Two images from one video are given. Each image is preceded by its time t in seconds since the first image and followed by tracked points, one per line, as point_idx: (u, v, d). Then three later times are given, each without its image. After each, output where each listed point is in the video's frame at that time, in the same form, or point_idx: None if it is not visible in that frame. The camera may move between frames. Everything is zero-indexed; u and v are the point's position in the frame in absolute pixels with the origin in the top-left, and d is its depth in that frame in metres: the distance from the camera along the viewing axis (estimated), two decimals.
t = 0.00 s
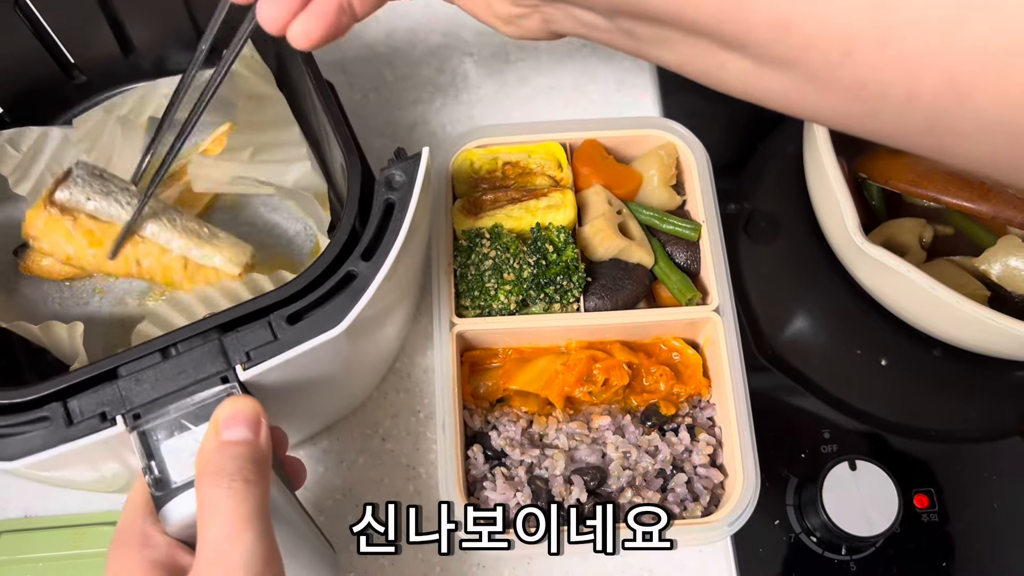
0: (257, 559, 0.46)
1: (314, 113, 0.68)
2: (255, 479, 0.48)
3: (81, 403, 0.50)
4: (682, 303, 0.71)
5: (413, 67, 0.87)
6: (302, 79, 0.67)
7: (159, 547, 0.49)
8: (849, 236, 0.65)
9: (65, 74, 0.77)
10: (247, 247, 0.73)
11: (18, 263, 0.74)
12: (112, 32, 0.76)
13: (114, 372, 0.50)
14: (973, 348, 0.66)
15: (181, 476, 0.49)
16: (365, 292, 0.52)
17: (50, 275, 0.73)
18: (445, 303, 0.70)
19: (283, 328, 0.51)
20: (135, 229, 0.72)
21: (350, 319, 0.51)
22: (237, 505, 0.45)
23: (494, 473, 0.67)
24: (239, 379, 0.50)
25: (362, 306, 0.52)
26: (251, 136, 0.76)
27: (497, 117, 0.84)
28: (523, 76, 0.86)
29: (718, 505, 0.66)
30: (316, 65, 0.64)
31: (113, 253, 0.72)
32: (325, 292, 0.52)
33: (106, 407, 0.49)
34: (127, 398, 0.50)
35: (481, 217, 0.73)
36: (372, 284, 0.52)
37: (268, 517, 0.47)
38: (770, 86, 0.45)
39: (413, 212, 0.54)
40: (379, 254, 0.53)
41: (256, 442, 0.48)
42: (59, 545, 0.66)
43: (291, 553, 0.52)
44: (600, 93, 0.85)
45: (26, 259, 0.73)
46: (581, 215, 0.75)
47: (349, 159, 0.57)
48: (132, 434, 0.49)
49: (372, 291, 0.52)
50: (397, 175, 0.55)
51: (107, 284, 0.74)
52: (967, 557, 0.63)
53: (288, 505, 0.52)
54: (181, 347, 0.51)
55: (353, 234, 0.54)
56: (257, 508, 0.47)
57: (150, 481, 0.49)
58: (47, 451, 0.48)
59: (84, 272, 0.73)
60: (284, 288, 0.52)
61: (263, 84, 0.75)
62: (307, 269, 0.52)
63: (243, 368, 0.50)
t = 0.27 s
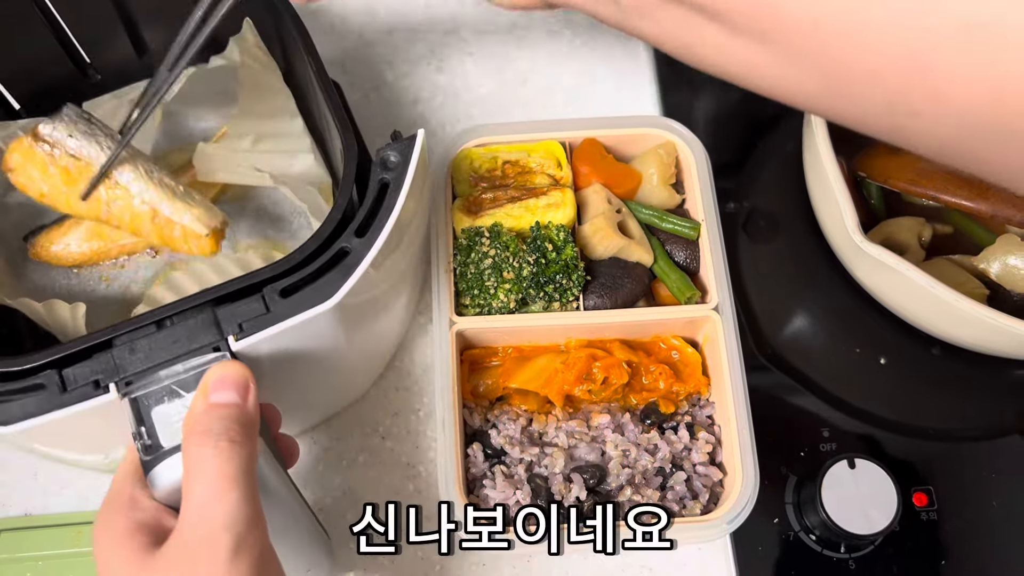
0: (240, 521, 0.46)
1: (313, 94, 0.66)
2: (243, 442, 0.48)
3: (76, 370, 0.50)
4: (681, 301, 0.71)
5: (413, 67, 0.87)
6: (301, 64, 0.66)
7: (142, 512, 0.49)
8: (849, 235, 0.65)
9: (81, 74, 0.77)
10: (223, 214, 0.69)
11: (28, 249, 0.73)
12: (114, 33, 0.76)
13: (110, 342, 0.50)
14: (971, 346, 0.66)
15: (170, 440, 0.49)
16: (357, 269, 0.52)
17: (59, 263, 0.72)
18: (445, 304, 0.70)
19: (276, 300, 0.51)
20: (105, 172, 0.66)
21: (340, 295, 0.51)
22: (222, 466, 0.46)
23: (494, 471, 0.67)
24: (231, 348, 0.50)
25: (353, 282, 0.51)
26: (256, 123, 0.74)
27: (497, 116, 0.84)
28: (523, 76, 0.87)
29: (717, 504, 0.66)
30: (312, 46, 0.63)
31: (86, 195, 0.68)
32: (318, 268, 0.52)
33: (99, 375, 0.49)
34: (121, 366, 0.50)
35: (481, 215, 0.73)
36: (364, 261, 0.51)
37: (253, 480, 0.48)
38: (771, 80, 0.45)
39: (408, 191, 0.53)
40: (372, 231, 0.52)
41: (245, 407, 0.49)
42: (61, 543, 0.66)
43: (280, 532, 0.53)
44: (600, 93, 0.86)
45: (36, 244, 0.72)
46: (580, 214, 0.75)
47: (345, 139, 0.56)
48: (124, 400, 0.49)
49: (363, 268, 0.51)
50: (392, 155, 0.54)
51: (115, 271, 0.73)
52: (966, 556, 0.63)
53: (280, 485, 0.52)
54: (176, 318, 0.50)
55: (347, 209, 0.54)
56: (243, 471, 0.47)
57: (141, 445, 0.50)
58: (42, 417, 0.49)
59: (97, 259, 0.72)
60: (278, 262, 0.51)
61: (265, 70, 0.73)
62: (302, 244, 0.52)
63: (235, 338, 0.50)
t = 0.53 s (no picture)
0: (236, 510, 0.45)
1: (314, 91, 0.66)
2: (241, 433, 0.48)
3: (77, 367, 0.50)
4: (682, 303, 0.71)
5: (414, 68, 0.87)
6: (303, 64, 0.66)
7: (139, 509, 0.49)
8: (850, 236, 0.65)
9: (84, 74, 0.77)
10: (196, 178, 0.72)
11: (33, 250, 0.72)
12: (115, 35, 0.76)
13: (110, 339, 0.50)
14: (973, 348, 0.66)
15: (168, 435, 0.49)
16: (358, 265, 0.51)
17: (63, 263, 0.72)
18: (445, 305, 0.70)
19: (276, 297, 0.51)
20: (74, 133, 0.66)
21: (344, 291, 0.50)
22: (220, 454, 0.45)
23: (495, 474, 0.67)
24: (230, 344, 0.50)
25: (354, 279, 0.51)
26: (257, 124, 0.74)
27: (497, 117, 0.84)
28: (524, 77, 0.86)
29: (718, 506, 0.66)
30: (313, 47, 0.63)
31: (52, 155, 0.67)
32: (317, 266, 0.51)
33: (99, 371, 0.50)
34: (120, 362, 0.50)
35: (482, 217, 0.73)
36: (365, 258, 0.51)
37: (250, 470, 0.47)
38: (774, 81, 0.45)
39: (409, 188, 0.53)
40: (372, 228, 0.52)
41: (244, 398, 0.48)
42: (61, 546, 0.66)
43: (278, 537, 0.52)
44: (601, 94, 0.85)
45: (42, 246, 0.72)
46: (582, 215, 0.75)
47: (346, 138, 0.56)
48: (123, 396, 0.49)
49: (365, 263, 0.51)
50: (392, 152, 0.55)
51: (122, 273, 0.73)
52: (968, 558, 0.63)
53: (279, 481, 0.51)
54: (176, 314, 0.51)
55: (347, 208, 0.53)
56: (241, 460, 0.46)
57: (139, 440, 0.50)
58: (41, 413, 0.48)
59: (104, 261, 0.72)
60: (279, 260, 0.51)
61: (266, 69, 0.72)
62: (302, 241, 0.52)
63: (235, 334, 0.50)
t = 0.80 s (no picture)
0: (226, 501, 0.44)
1: (314, 87, 0.66)
2: (238, 422, 0.46)
3: (77, 361, 0.50)
4: (684, 302, 0.71)
5: (414, 67, 0.87)
6: (304, 62, 0.66)
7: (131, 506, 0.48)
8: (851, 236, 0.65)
9: (88, 75, 0.77)
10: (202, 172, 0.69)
11: (37, 251, 0.73)
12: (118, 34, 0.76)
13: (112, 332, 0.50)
14: (973, 347, 0.66)
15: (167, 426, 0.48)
16: (357, 262, 0.51)
17: (66, 265, 0.71)
18: (447, 304, 0.71)
19: (276, 292, 0.51)
20: (80, 126, 0.65)
21: (344, 285, 0.50)
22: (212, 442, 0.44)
23: (495, 472, 0.67)
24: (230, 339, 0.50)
25: (353, 275, 0.51)
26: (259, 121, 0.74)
27: (497, 116, 0.84)
28: (524, 76, 0.86)
29: (719, 504, 0.66)
30: (314, 43, 0.63)
31: (60, 148, 0.66)
32: (317, 262, 0.51)
33: (99, 365, 0.50)
34: (120, 356, 0.50)
35: (483, 216, 0.73)
36: (365, 254, 0.51)
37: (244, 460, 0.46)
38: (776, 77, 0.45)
39: (409, 184, 0.54)
40: (373, 223, 0.52)
41: (243, 386, 0.47)
42: (62, 544, 0.66)
43: (273, 533, 0.52)
44: (602, 93, 0.85)
45: (46, 249, 0.72)
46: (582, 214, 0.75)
47: (346, 135, 0.56)
48: (123, 389, 0.49)
49: (365, 257, 0.51)
50: (392, 148, 0.55)
51: (124, 275, 0.72)
52: (968, 557, 0.63)
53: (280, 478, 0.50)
54: (177, 309, 0.51)
55: (347, 205, 0.54)
56: (235, 450, 0.45)
57: (138, 432, 0.49)
58: (42, 408, 0.49)
59: (107, 263, 0.72)
60: (279, 255, 0.52)
61: (269, 70, 0.73)
62: (302, 237, 0.52)
63: (235, 329, 0.50)
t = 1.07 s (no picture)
0: (219, 495, 0.44)
1: (313, 84, 0.66)
2: (231, 415, 0.46)
3: (75, 353, 0.50)
4: (683, 301, 0.71)
5: (414, 67, 0.87)
6: (304, 62, 0.66)
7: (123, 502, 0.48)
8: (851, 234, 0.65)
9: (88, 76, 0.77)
10: (189, 141, 0.74)
11: (37, 250, 0.72)
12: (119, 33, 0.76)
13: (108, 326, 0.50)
14: (971, 346, 0.66)
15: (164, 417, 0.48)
16: (355, 253, 0.51)
17: (65, 263, 0.71)
18: (446, 303, 0.71)
19: (273, 284, 0.51)
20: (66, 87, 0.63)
21: (341, 276, 0.50)
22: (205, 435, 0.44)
23: (495, 472, 0.67)
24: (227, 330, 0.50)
25: (350, 266, 0.51)
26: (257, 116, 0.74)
27: (497, 116, 0.84)
28: (524, 76, 0.86)
29: (718, 504, 0.66)
30: (311, 39, 0.63)
31: (44, 107, 0.65)
32: (316, 253, 0.51)
33: (96, 357, 0.50)
34: (117, 347, 0.50)
35: (483, 216, 0.73)
36: (362, 245, 0.51)
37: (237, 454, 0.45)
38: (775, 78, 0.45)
39: (405, 176, 0.54)
40: (370, 216, 0.52)
41: (235, 379, 0.47)
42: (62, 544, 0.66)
43: (272, 533, 0.52)
44: (602, 93, 0.85)
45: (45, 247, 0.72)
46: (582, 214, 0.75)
47: (344, 132, 0.56)
48: (119, 380, 0.49)
49: (363, 249, 0.51)
50: (390, 142, 0.55)
51: (124, 274, 0.73)
52: (968, 556, 0.63)
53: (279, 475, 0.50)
54: (174, 302, 0.51)
55: (344, 198, 0.54)
56: (229, 444, 0.45)
57: (134, 424, 0.48)
58: (39, 399, 0.49)
59: (107, 261, 0.72)
60: (276, 248, 0.52)
61: (267, 68, 0.72)
62: (299, 230, 0.52)
63: (232, 320, 0.50)
